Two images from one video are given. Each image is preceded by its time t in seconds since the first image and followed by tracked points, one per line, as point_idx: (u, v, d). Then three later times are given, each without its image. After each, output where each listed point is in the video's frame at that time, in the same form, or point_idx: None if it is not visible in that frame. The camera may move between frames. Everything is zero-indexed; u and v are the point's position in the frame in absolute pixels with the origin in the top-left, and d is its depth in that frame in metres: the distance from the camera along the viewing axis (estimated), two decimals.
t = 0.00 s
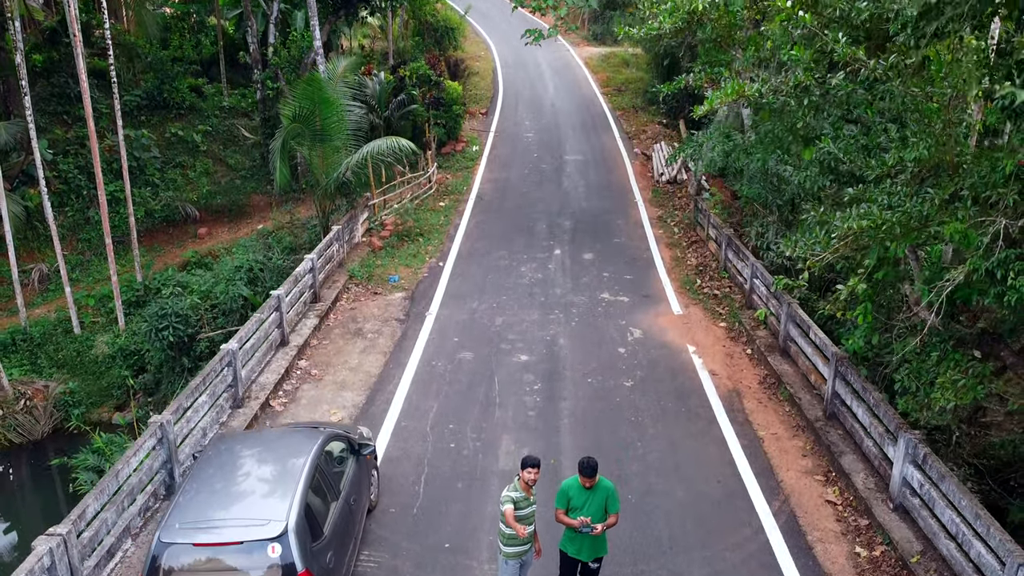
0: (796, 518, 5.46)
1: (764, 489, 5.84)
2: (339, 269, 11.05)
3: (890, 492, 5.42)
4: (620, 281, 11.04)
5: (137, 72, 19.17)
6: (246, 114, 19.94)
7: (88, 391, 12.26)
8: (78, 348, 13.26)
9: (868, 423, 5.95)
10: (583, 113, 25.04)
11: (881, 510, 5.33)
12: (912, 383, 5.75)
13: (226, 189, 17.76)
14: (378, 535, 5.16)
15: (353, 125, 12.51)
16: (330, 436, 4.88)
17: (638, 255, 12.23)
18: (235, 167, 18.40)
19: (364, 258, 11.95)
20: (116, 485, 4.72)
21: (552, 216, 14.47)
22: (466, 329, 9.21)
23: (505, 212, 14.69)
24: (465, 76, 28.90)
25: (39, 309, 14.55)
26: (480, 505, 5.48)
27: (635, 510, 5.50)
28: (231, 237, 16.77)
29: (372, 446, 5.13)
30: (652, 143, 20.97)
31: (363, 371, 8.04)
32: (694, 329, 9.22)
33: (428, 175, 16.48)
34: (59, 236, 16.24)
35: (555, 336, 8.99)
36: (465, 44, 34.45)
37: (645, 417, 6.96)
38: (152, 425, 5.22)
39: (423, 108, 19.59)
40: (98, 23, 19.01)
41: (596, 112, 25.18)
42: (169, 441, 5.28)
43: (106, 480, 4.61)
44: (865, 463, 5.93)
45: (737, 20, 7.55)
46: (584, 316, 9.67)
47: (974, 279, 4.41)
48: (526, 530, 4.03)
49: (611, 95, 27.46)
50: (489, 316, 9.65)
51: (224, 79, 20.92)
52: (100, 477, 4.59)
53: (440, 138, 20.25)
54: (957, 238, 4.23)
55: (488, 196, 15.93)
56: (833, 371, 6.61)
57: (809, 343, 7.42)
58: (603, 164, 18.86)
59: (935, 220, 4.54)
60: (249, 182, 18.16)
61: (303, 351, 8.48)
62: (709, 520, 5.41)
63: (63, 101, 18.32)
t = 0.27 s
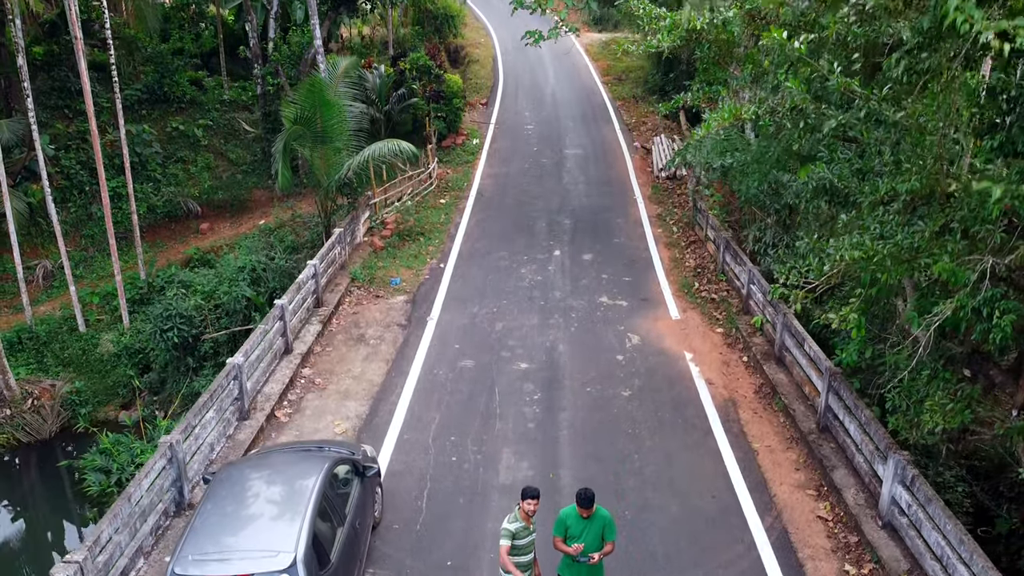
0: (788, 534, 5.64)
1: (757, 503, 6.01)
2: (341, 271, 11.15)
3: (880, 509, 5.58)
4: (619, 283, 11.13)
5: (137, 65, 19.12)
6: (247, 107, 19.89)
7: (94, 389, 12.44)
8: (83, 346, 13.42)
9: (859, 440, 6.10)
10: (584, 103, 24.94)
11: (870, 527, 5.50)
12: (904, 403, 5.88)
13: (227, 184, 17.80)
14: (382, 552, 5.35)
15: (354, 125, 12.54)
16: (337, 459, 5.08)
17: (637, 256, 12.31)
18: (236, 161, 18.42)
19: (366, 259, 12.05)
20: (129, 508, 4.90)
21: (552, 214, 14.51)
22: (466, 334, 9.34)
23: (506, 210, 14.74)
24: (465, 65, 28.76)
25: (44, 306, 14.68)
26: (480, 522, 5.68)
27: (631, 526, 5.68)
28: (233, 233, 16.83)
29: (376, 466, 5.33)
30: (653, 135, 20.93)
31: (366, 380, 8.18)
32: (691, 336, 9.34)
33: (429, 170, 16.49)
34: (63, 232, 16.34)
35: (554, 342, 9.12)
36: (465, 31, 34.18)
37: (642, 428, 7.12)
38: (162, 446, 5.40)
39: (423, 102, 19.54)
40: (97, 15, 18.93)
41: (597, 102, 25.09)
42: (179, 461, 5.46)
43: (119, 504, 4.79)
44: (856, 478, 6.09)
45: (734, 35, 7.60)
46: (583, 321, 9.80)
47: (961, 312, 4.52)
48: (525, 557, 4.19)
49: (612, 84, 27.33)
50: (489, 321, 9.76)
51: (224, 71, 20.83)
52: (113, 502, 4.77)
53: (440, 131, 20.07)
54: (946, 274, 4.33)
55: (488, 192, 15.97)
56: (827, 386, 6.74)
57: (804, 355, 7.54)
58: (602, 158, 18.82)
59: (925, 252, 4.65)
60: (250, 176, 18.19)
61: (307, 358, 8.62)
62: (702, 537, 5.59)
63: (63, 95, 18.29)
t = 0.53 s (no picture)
0: (777, 564, 5.89)
1: (748, 531, 6.25)
2: (344, 282, 11.33)
3: (865, 540, 5.81)
4: (617, 295, 11.30)
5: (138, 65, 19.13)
6: (248, 107, 19.91)
7: (102, 396, 12.69)
8: (90, 352, 13.64)
9: (847, 469, 6.31)
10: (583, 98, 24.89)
11: (856, 558, 5.74)
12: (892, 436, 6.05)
13: (229, 186, 17.92)
14: None
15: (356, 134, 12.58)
16: (347, 496, 5.33)
17: (635, 265, 12.45)
18: (238, 162, 18.51)
19: (368, 268, 12.22)
20: (144, 544, 5.17)
21: (552, 219, 14.63)
22: (467, 351, 9.53)
23: (506, 215, 14.83)
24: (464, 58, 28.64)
25: (50, 310, 14.88)
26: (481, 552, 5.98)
27: (625, 555, 5.96)
28: (236, 236, 16.97)
29: (382, 502, 5.59)
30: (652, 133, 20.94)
31: (369, 400, 8.38)
32: (687, 352, 9.52)
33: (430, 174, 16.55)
34: (67, 234, 16.48)
35: (553, 359, 9.32)
36: (465, 21, 33.98)
37: (638, 451, 7.34)
38: (175, 480, 5.67)
39: (424, 101, 19.52)
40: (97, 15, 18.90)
41: (597, 97, 25.03)
42: (190, 494, 5.73)
43: (135, 542, 5.06)
44: (844, 506, 6.31)
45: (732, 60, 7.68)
46: (581, 336, 9.99)
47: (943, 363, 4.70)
48: None
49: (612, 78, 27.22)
50: (489, 336, 9.94)
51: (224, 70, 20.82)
52: (130, 540, 5.04)
53: (441, 131, 19.81)
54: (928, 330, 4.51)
55: (488, 196, 16.06)
56: (817, 412, 6.93)
57: (796, 378, 7.72)
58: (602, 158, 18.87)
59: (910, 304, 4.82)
60: (252, 177, 18.27)
61: (312, 377, 8.82)
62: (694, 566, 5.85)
63: (65, 95, 18.33)
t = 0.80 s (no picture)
0: None
1: (736, 565, 6.55)
2: (347, 300, 11.58)
3: None
4: (614, 313, 11.52)
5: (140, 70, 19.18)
6: (250, 111, 20.00)
7: (111, 408, 12.97)
8: (98, 363, 13.90)
9: (833, 505, 6.57)
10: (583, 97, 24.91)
11: None
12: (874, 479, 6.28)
13: (232, 192, 18.06)
14: None
15: (357, 151, 12.76)
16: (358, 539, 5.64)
17: (632, 280, 12.66)
18: (241, 167, 18.62)
19: (370, 284, 12.45)
20: None
21: (551, 231, 14.81)
22: (468, 373, 9.78)
23: (506, 226, 15.01)
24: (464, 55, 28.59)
25: (57, 320, 15.12)
26: None
27: None
28: (239, 243, 17.11)
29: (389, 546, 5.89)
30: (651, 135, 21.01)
31: (373, 425, 8.64)
32: (682, 374, 9.75)
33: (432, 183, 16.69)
34: (73, 242, 16.68)
35: (552, 382, 9.56)
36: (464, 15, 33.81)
37: (633, 480, 7.61)
38: (188, 520, 6.02)
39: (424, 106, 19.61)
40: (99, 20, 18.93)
41: (596, 96, 25.05)
42: (202, 532, 6.07)
43: None
44: (830, 540, 6.59)
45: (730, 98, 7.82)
46: (579, 357, 10.22)
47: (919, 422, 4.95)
48: None
49: (612, 75, 27.18)
50: (490, 357, 10.18)
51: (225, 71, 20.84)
52: None
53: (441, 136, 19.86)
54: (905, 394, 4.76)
55: (488, 205, 16.23)
56: (805, 446, 7.17)
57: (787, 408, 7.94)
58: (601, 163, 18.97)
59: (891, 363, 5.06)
60: (255, 184, 18.41)
61: (317, 401, 9.08)
62: None
63: (69, 101, 18.42)
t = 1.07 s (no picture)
0: None
1: None
2: (350, 319, 11.87)
3: None
4: (611, 332, 11.79)
5: (143, 77, 19.29)
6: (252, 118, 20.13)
7: (120, 421, 13.30)
8: (107, 375, 14.20)
9: (817, 541, 6.89)
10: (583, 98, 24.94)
11: None
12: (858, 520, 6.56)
13: (236, 200, 18.26)
14: None
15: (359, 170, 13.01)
16: None
17: (629, 297, 12.91)
18: (244, 175, 18.78)
19: (373, 301, 12.74)
20: None
21: (550, 244, 15.03)
22: (468, 396, 10.07)
23: (505, 239, 15.22)
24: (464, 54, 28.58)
25: (65, 331, 15.41)
26: None
27: None
28: (243, 252, 17.37)
29: None
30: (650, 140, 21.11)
31: (377, 451, 8.95)
32: (676, 397, 10.02)
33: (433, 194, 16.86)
34: (79, 252, 16.93)
35: (550, 406, 9.85)
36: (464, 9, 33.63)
37: (627, 510, 7.96)
38: (203, 561, 6.35)
39: (425, 113, 19.76)
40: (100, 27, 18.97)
41: (596, 97, 25.07)
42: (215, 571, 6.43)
43: None
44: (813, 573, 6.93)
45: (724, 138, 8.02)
46: (577, 379, 10.51)
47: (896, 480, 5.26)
48: None
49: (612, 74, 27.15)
50: (489, 379, 10.48)
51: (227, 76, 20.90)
52: None
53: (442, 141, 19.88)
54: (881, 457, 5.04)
55: (488, 216, 16.43)
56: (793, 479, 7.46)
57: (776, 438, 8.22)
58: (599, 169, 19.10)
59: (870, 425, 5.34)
60: (258, 192, 18.60)
61: (323, 427, 9.39)
62: None
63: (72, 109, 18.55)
